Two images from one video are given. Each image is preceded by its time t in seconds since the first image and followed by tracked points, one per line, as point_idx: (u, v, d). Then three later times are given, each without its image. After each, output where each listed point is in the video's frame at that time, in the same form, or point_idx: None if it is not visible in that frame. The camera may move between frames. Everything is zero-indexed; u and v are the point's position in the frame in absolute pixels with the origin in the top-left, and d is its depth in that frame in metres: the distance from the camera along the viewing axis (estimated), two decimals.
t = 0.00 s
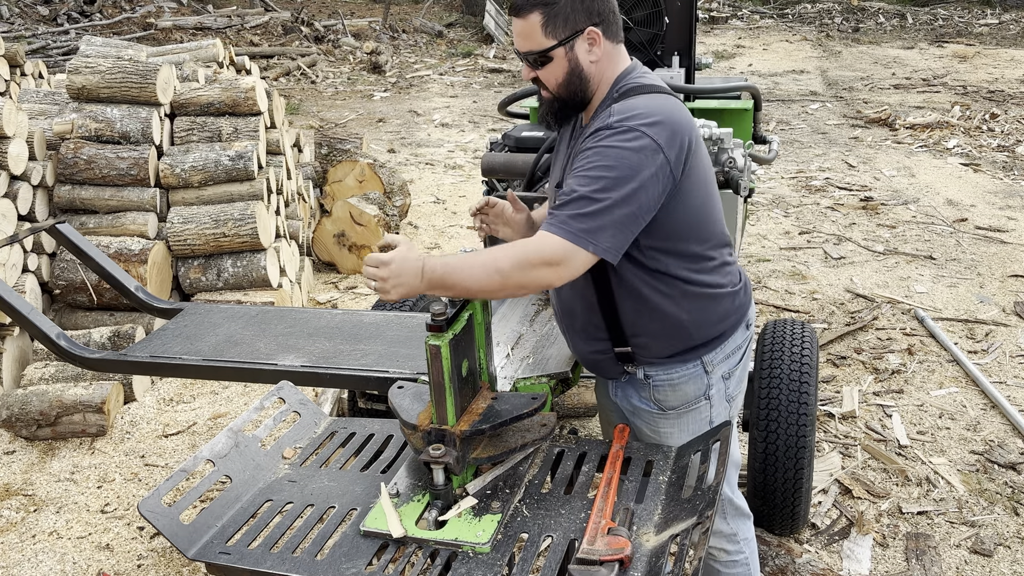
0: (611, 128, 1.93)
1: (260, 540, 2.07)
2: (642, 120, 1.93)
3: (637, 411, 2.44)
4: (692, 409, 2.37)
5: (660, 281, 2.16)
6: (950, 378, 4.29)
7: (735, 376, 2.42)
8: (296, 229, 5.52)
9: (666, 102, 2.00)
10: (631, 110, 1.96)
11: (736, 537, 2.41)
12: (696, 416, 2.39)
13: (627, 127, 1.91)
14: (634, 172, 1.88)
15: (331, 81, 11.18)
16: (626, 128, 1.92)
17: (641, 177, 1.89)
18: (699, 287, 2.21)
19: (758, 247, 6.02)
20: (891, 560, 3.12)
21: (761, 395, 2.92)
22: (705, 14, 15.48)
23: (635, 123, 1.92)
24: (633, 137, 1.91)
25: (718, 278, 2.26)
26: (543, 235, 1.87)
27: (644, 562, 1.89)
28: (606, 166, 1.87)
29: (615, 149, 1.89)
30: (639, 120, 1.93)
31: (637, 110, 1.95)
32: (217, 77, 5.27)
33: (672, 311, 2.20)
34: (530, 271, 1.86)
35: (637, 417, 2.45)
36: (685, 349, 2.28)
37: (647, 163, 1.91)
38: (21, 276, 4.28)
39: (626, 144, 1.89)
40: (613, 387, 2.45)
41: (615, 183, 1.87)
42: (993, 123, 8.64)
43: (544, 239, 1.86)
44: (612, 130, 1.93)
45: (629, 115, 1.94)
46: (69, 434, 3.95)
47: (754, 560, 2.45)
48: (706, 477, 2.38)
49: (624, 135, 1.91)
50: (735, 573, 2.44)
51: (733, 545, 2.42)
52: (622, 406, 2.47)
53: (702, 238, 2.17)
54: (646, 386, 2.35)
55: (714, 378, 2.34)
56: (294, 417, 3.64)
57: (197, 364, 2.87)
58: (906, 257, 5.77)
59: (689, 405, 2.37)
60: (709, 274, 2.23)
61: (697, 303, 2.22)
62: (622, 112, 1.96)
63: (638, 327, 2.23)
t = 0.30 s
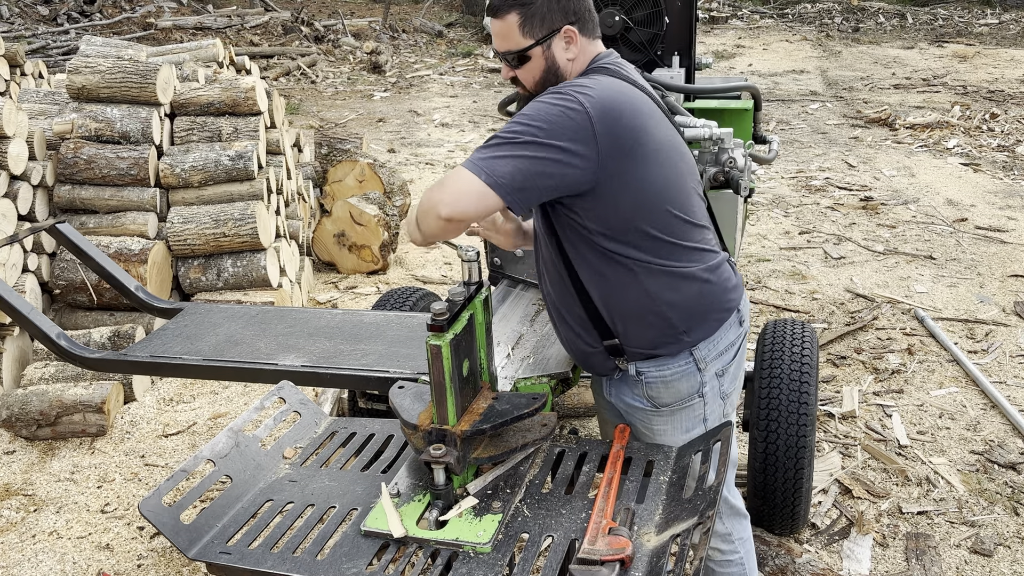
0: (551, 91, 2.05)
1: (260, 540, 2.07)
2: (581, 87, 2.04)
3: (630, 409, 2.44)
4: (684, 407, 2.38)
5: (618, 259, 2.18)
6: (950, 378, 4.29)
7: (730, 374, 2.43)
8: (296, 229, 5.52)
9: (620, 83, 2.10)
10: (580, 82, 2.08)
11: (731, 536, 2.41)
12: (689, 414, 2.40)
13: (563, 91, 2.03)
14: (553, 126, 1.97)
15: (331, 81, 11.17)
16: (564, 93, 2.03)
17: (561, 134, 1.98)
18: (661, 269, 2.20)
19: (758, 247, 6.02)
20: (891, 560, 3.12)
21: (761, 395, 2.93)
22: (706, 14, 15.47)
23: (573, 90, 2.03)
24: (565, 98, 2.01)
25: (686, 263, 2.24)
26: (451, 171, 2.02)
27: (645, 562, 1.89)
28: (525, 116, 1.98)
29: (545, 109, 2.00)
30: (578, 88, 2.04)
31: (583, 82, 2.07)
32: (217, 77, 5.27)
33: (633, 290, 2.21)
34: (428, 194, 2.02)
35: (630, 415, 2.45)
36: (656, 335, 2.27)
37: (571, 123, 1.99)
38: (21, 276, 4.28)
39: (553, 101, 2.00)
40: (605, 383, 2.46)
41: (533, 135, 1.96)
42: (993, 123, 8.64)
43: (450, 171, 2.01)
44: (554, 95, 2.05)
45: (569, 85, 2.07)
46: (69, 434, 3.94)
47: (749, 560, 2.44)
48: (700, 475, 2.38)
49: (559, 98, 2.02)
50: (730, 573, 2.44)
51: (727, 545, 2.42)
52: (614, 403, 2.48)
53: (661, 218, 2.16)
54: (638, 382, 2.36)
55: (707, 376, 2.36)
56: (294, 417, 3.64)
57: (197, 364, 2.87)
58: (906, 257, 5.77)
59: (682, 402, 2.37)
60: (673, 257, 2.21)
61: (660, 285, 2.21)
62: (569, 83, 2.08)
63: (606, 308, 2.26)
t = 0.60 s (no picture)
0: (560, 82, 2.04)
1: (260, 540, 2.07)
2: (589, 79, 2.03)
3: (620, 407, 2.43)
4: (674, 406, 2.38)
5: (615, 254, 2.18)
6: (950, 378, 4.29)
7: (719, 371, 2.43)
8: (296, 229, 5.52)
9: (624, 75, 2.09)
10: (585, 73, 2.07)
11: (724, 535, 2.40)
12: (678, 413, 2.40)
13: (573, 81, 2.02)
14: (565, 118, 1.96)
15: (331, 81, 11.18)
16: (572, 83, 2.02)
17: (574, 126, 1.97)
18: (656, 263, 2.21)
19: (758, 247, 6.02)
20: (891, 560, 3.12)
21: (761, 395, 2.93)
22: (706, 14, 15.48)
23: (582, 81, 2.02)
24: (574, 89, 2.00)
25: (679, 258, 2.25)
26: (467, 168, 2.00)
27: (645, 562, 1.89)
28: (539, 110, 1.96)
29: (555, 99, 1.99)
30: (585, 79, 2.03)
31: (589, 73, 2.06)
32: (217, 77, 5.27)
33: (630, 284, 2.20)
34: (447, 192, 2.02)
35: (620, 414, 2.45)
36: (652, 331, 2.27)
37: (581, 114, 1.98)
38: (22, 276, 4.28)
39: (565, 94, 1.99)
40: (594, 382, 2.46)
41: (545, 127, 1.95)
42: (993, 123, 8.64)
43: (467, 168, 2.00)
44: (561, 85, 2.03)
45: (575, 76, 2.06)
46: (69, 434, 3.95)
47: (742, 559, 2.44)
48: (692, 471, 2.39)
49: (567, 88, 2.01)
50: (724, 572, 2.43)
51: (719, 543, 2.41)
52: (602, 401, 2.48)
53: (657, 212, 2.17)
54: (627, 380, 2.35)
55: (696, 374, 2.36)
56: (294, 417, 3.65)
57: (197, 364, 2.87)
58: (906, 257, 5.77)
59: (672, 401, 2.37)
60: (668, 251, 2.22)
61: (655, 280, 2.22)
62: (575, 74, 2.06)
63: (602, 303, 2.25)
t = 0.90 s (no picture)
0: (587, 81, 2.04)
1: (260, 540, 2.07)
2: (616, 78, 2.04)
3: (621, 407, 2.43)
4: (676, 404, 2.39)
5: (631, 251, 2.18)
6: (950, 378, 4.29)
7: (718, 369, 2.46)
8: (296, 229, 5.52)
9: (646, 74, 2.11)
10: (609, 70, 2.07)
11: (722, 535, 2.40)
12: (679, 411, 2.41)
13: (601, 81, 2.02)
14: (597, 120, 1.97)
15: (331, 81, 11.18)
16: (600, 81, 2.02)
17: (607, 125, 1.98)
18: (670, 260, 2.23)
19: (758, 246, 6.02)
20: (891, 560, 3.12)
21: (761, 395, 2.93)
22: (705, 14, 15.48)
23: (611, 78, 2.03)
24: (604, 87, 2.01)
25: (689, 255, 2.28)
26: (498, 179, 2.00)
27: (645, 562, 1.89)
28: (571, 113, 1.97)
29: (586, 99, 1.99)
30: (614, 77, 2.03)
31: (614, 70, 2.06)
32: (217, 77, 5.27)
33: (646, 281, 2.21)
34: (478, 206, 2.02)
35: (620, 413, 2.44)
36: (666, 329, 2.27)
37: (613, 111, 1.99)
38: (22, 276, 4.28)
39: (595, 94, 2.00)
40: (594, 382, 2.45)
41: (578, 127, 1.96)
42: (993, 123, 8.64)
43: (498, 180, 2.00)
44: (587, 83, 2.03)
45: (601, 75, 2.06)
46: (69, 434, 3.95)
47: (740, 559, 2.44)
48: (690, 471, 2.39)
49: (595, 86, 2.01)
50: (722, 572, 2.43)
51: (718, 544, 2.41)
52: (601, 402, 2.46)
53: (672, 210, 2.20)
54: (631, 379, 2.35)
55: (699, 371, 2.38)
56: (294, 417, 3.65)
57: (197, 364, 2.87)
58: (906, 257, 5.77)
59: (674, 399, 2.38)
60: (681, 248, 2.25)
61: (669, 276, 2.23)
62: (600, 72, 2.06)
63: (616, 301, 2.24)
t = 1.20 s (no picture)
0: (624, 90, 2.02)
1: (260, 540, 2.07)
2: (655, 89, 2.02)
3: (626, 408, 2.43)
4: (685, 408, 2.40)
5: (650, 257, 2.17)
6: (950, 378, 4.29)
7: (727, 376, 2.47)
8: (296, 229, 5.52)
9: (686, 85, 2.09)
10: (648, 80, 2.05)
11: (722, 541, 2.40)
12: (687, 415, 2.42)
13: (639, 91, 2.01)
14: (629, 132, 1.97)
15: (331, 81, 11.17)
16: (638, 92, 2.00)
17: (640, 138, 1.98)
18: (690, 270, 2.23)
19: (758, 247, 6.03)
20: (891, 560, 3.12)
21: (761, 395, 2.93)
22: (705, 14, 15.48)
23: (650, 90, 2.01)
24: (642, 98, 1.99)
25: (710, 266, 2.28)
26: (523, 180, 2.02)
27: (645, 562, 1.89)
28: (604, 122, 1.96)
29: (622, 108, 1.98)
30: (653, 89, 2.01)
31: (653, 80, 2.04)
32: (217, 77, 5.27)
33: (664, 289, 2.21)
34: (501, 205, 2.04)
35: (625, 414, 2.44)
36: (682, 336, 2.28)
37: (647, 124, 1.98)
38: (21, 276, 4.28)
39: (631, 105, 1.98)
40: (601, 382, 2.45)
41: (609, 137, 1.96)
42: (993, 123, 8.64)
43: (522, 181, 2.01)
44: (625, 92, 2.01)
45: (641, 84, 2.03)
46: (69, 434, 3.94)
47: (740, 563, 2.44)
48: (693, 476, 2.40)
49: (633, 97, 2.00)
50: None
51: (717, 549, 2.41)
52: (607, 402, 2.47)
53: (698, 221, 2.19)
54: (639, 380, 2.35)
55: (708, 376, 2.39)
56: (294, 417, 3.65)
57: (197, 364, 2.87)
58: (906, 257, 5.77)
59: (683, 403, 2.39)
60: (703, 259, 2.25)
61: (688, 285, 2.23)
62: (638, 81, 2.04)
63: (633, 306, 2.23)
